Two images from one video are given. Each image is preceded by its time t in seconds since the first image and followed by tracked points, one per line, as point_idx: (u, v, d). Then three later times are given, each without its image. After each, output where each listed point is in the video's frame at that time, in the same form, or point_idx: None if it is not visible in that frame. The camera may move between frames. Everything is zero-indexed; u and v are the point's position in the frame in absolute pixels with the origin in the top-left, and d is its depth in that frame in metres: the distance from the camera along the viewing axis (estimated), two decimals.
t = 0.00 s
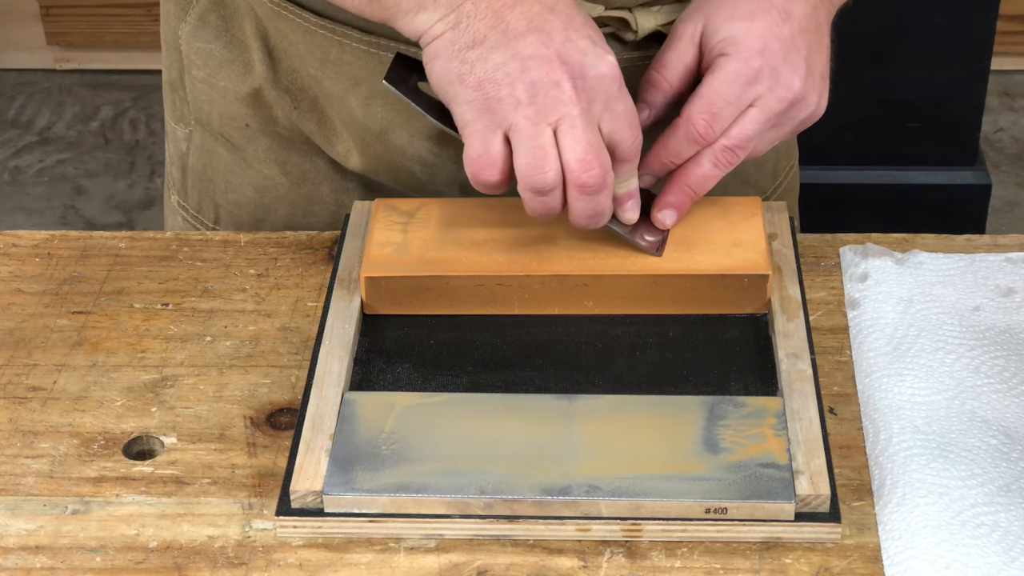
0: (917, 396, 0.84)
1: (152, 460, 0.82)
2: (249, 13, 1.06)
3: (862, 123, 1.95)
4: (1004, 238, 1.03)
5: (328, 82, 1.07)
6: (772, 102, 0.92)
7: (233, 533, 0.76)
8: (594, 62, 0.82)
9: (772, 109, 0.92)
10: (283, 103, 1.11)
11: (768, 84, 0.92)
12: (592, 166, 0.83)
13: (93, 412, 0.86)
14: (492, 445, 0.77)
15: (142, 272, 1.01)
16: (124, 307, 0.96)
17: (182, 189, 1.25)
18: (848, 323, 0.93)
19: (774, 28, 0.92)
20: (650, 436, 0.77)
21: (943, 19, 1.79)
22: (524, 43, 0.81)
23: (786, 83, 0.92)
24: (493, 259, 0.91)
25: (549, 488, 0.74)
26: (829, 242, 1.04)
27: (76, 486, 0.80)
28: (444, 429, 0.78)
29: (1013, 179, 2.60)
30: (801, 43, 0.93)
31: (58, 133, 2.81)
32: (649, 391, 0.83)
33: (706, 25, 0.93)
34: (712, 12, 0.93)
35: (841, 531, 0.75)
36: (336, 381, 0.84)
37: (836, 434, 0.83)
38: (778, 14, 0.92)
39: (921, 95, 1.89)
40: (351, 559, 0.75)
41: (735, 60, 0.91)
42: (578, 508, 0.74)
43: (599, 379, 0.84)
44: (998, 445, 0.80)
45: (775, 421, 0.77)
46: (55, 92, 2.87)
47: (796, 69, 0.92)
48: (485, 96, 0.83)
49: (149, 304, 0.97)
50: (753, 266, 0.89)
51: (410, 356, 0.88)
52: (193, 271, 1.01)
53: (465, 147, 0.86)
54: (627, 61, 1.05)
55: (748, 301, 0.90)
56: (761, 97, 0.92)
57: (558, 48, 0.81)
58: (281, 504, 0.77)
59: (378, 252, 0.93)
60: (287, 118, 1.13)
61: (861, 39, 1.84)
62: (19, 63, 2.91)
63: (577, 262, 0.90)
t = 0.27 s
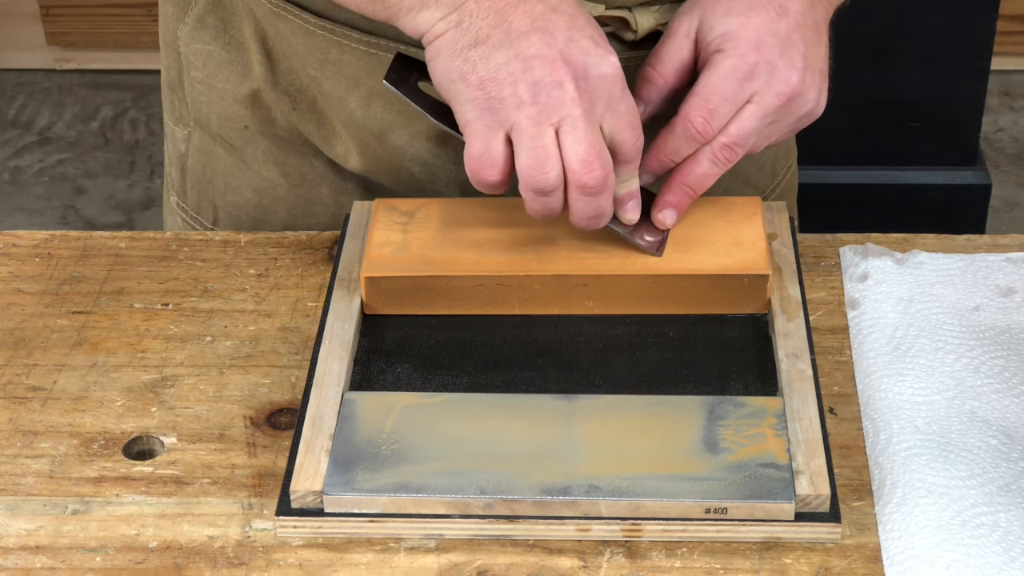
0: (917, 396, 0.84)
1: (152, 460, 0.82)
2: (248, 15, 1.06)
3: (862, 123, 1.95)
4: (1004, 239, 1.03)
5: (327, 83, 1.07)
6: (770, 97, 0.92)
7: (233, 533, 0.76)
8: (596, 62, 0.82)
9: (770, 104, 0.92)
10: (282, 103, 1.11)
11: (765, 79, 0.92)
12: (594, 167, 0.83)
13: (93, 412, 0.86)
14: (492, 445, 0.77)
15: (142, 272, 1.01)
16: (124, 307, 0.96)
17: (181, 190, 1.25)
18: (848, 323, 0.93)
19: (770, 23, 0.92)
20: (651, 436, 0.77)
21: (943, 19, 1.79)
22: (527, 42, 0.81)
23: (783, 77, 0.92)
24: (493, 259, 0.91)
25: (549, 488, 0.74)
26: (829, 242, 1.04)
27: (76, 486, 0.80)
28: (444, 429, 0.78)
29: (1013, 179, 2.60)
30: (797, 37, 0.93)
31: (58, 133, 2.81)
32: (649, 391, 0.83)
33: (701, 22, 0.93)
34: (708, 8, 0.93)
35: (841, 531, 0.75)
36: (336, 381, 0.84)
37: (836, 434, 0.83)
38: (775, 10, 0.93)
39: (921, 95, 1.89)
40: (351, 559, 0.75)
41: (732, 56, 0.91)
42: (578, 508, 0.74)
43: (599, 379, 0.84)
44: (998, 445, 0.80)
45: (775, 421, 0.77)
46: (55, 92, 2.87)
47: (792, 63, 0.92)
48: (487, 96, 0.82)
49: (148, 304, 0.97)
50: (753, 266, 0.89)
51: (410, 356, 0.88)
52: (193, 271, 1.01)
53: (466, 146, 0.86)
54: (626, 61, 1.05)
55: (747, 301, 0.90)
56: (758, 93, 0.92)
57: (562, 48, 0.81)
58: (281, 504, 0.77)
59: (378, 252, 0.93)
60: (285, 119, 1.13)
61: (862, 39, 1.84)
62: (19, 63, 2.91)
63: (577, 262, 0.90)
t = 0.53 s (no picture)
0: (917, 396, 0.84)
1: (152, 460, 0.82)
2: (247, 18, 1.06)
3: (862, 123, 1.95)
4: (1004, 239, 1.03)
5: (328, 84, 1.07)
6: (768, 90, 0.92)
7: (233, 533, 0.76)
8: (598, 63, 0.82)
9: (768, 97, 0.92)
10: (282, 106, 1.11)
11: (763, 73, 0.92)
12: (595, 168, 0.83)
13: (93, 412, 0.86)
14: (492, 445, 0.77)
15: (142, 272, 1.01)
16: (124, 307, 0.96)
17: (181, 191, 1.25)
18: (848, 323, 0.93)
19: (768, 17, 0.92)
20: (651, 436, 0.77)
21: (943, 19, 1.79)
22: (529, 43, 0.81)
23: (781, 70, 0.92)
24: (493, 259, 0.91)
25: (549, 488, 0.74)
26: (829, 242, 1.04)
27: (76, 486, 0.80)
28: (444, 429, 0.78)
29: (1013, 179, 2.60)
30: (796, 32, 0.93)
31: (58, 133, 2.81)
32: (649, 391, 0.83)
33: (699, 17, 0.93)
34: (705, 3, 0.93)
35: (841, 531, 0.75)
36: (336, 382, 0.84)
37: (836, 434, 0.83)
38: (773, 4, 0.93)
39: (921, 95, 1.89)
40: (351, 559, 0.75)
41: (728, 50, 0.91)
42: (578, 508, 0.74)
43: (599, 379, 0.84)
44: (998, 445, 0.80)
45: (775, 421, 0.77)
46: (55, 92, 2.87)
47: (790, 56, 0.92)
48: (488, 97, 0.82)
49: (149, 304, 0.97)
50: (753, 266, 0.89)
51: (410, 356, 0.88)
52: (193, 271, 1.01)
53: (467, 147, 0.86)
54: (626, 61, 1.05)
55: (747, 301, 0.90)
56: (756, 86, 0.92)
57: (563, 50, 0.81)
58: (281, 504, 0.77)
59: (378, 252, 0.93)
60: (285, 121, 1.13)
61: (862, 39, 1.84)
62: (20, 64, 2.91)
63: (577, 262, 0.90)
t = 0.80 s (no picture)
0: (917, 396, 0.84)
1: (152, 460, 0.82)
2: (247, 18, 1.06)
3: (861, 122, 1.95)
4: (1004, 238, 1.03)
5: (328, 84, 1.07)
6: (771, 105, 0.92)
7: (233, 533, 0.76)
8: (597, 65, 0.82)
9: (771, 112, 0.93)
10: (282, 106, 1.11)
11: (767, 88, 0.92)
12: (594, 170, 0.83)
13: (93, 412, 0.86)
14: (492, 445, 0.77)
15: (142, 272, 1.01)
16: (124, 307, 0.96)
17: (181, 192, 1.25)
18: (848, 323, 0.93)
19: (773, 30, 0.92)
20: (651, 436, 0.77)
21: (943, 19, 1.79)
22: (528, 45, 0.81)
23: (784, 86, 0.92)
24: (493, 259, 0.91)
25: (549, 488, 0.74)
26: (829, 242, 1.04)
27: (76, 486, 0.80)
28: (444, 429, 0.78)
29: (1013, 179, 2.60)
30: (800, 44, 0.93)
31: (58, 133, 2.81)
32: (649, 391, 0.83)
33: (705, 26, 0.93)
34: (712, 11, 0.93)
35: (841, 531, 0.75)
36: (336, 381, 0.84)
37: (836, 434, 0.83)
38: (778, 15, 0.93)
39: (921, 95, 1.89)
40: (351, 559, 0.75)
41: (735, 63, 0.91)
42: (578, 508, 0.74)
43: (599, 379, 0.84)
44: (998, 445, 0.80)
45: (775, 421, 0.77)
46: (55, 92, 2.87)
47: (794, 72, 0.93)
48: (487, 98, 0.82)
49: (149, 304, 0.97)
50: (753, 266, 0.89)
51: (410, 356, 0.88)
52: (193, 271, 1.01)
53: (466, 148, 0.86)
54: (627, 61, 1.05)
55: (747, 301, 0.90)
56: (760, 101, 0.92)
57: (562, 51, 0.81)
58: (281, 504, 0.77)
59: (378, 252, 0.93)
60: (286, 122, 1.13)
61: (861, 39, 1.84)
62: (20, 64, 2.91)
63: (577, 262, 0.90)
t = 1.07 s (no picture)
0: (917, 396, 0.84)
1: (152, 460, 0.82)
2: (247, 19, 1.06)
3: (862, 122, 1.95)
4: (1004, 238, 1.03)
5: (329, 85, 1.07)
6: (774, 111, 0.93)
7: (233, 533, 0.76)
8: (598, 64, 0.82)
9: (773, 117, 0.93)
10: (282, 106, 1.11)
11: (771, 93, 0.92)
12: (596, 168, 0.83)
13: (93, 412, 0.86)
14: (492, 445, 0.77)
15: (142, 272, 1.01)
16: (124, 307, 0.96)
17: (181, 192, 1.25)
18: (848, 323, 0.93)
19: (777, 35, 0.92)
20: (651, 436, 0.77)
21: (943, 19, 1.79)
22: (528, 45, 0.81)
23: (787, 91, 0.93)
24: (493, 259, 0.91)
25: (549, 488, 0.74)
26: (829, 242, 1.04)
27: (76, 486, 0.80)
28: (444, 429, 0.78)
29: (1013, 179, 2.60)
30: (802, 48, 0.94)
31: (58, 133, 2.81)
32: (649, 391, 0.83)
33: (708, 29, 0.93)
34: (715, 14, 0.93)
35: (841, 531, 0.75)
36: (336, 381, 0.84)
37: (836, 434, 0.83)
38: (782, 20, 0.93)
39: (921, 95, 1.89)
40: (351, 559, 0.75)
41: (739, 68, 0.91)
42: (578, 508, 0.74)
43: (599, 379, 0.84)
44: (998, 445, 0.80)
45: (775, 421, 0.77)
46: (55, 92, 2.87)
47: (797, 78, 0.93)
48: (489, 99, 0.82)
49: (149, 304, 0.97)
50: (753, 266, 0.89)
51: (410, 356, 0.88)
52: (193, 271, 1.01)
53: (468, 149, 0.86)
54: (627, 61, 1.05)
55: (747, 301, 0.90)
56: (763, 106, 0.92)
57: (563, 51, 0.81)
58: (281, 504, 0.77)
59: (378, 252, 0.93)
60: (287, 122, 1.13)
61: (861, 39, 1.84)
62: (20, 63, 2.91)
63: (577, 262, 0.90)
